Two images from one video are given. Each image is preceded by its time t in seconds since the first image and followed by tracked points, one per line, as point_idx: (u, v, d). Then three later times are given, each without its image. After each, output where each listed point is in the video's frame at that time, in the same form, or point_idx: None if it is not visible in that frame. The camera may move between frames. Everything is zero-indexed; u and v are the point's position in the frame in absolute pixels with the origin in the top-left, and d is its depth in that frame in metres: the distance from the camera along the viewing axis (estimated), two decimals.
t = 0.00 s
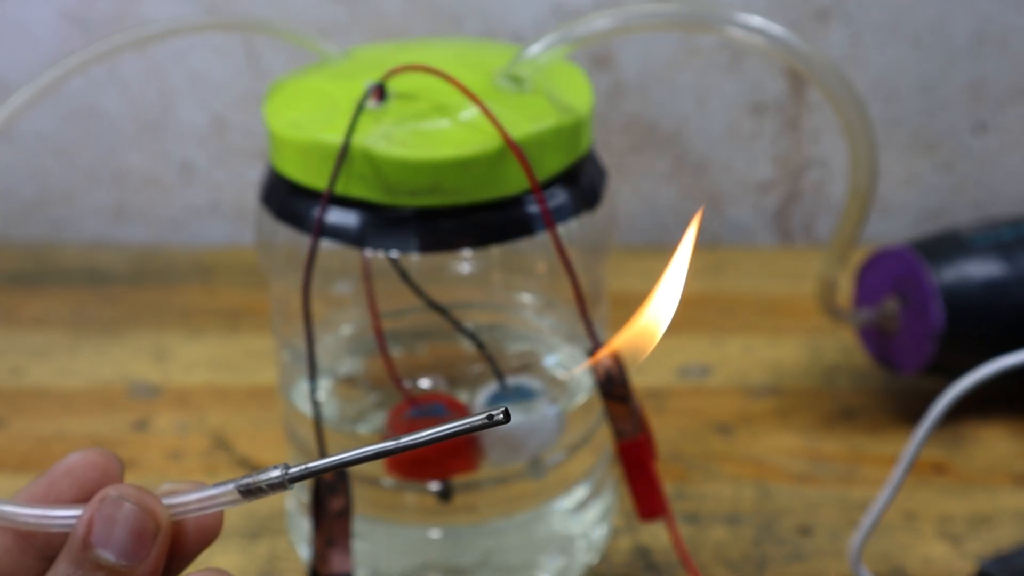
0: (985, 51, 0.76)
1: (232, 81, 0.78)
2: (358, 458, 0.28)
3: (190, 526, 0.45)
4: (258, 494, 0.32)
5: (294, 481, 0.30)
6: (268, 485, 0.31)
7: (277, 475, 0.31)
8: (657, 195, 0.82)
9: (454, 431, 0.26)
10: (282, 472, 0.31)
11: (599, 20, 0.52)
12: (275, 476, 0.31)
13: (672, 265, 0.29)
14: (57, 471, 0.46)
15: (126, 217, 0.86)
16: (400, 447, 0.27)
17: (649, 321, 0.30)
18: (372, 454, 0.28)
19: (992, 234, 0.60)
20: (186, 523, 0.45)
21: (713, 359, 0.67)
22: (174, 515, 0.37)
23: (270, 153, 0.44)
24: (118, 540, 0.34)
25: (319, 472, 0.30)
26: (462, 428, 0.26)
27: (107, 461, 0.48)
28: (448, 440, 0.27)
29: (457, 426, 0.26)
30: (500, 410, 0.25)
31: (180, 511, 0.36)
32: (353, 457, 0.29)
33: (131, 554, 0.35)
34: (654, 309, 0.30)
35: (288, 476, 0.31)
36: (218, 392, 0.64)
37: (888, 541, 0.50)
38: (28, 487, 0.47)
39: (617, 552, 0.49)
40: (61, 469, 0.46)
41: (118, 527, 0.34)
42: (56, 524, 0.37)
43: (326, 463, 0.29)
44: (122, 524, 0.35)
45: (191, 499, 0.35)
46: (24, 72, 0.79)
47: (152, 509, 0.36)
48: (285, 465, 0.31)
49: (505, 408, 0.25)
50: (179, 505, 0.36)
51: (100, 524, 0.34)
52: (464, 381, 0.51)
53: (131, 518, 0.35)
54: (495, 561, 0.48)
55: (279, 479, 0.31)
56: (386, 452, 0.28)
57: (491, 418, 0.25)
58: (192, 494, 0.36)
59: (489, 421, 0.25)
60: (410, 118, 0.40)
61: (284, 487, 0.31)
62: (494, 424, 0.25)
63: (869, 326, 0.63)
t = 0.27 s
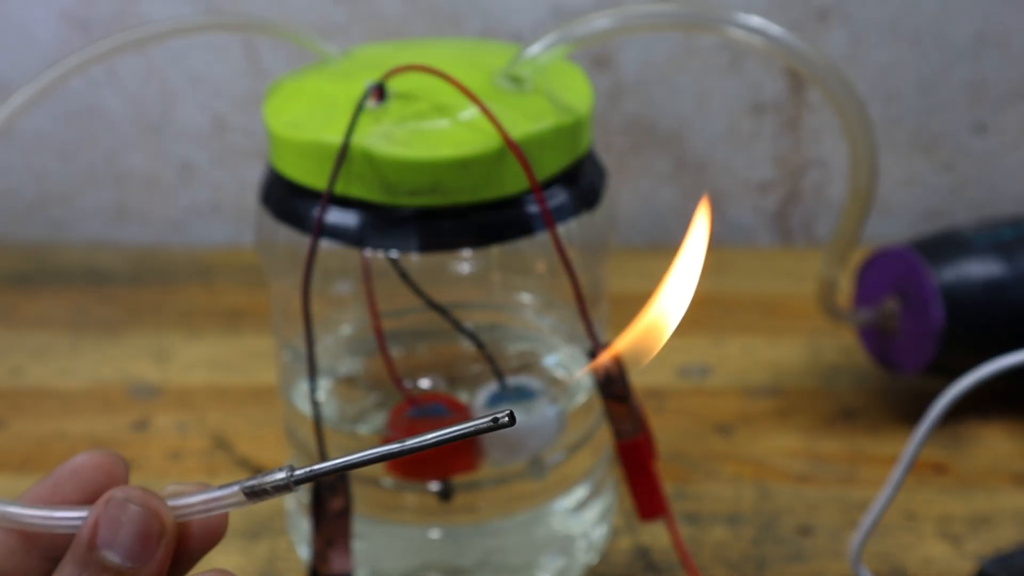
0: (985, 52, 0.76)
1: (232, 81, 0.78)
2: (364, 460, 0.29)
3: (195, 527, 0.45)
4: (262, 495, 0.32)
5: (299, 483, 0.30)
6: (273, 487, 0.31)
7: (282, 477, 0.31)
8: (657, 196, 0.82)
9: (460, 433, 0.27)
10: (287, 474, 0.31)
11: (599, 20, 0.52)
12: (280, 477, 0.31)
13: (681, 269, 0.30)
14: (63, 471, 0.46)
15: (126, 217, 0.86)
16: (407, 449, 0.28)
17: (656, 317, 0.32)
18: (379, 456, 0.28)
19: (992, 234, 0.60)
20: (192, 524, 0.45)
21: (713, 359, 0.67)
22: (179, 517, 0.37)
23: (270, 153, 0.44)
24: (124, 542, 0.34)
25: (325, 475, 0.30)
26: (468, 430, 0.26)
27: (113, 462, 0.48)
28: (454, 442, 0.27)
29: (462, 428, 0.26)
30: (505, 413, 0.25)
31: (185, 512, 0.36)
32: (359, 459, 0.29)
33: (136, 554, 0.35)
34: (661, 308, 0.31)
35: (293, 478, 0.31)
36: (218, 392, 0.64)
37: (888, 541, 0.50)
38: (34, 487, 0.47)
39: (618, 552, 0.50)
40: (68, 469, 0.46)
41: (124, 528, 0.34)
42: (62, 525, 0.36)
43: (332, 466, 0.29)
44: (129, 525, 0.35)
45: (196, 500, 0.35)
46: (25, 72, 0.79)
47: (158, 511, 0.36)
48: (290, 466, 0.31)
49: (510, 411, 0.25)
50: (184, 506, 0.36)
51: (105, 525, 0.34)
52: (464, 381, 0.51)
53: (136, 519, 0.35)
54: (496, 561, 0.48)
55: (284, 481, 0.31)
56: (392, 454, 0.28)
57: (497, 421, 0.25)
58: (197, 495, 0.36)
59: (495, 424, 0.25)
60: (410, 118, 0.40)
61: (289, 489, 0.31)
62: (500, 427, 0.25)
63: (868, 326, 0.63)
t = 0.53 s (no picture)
0: (984, 51, 0.76)
1: (231, 81, 0.78)
2: (365, 461, 0.28)
3: (196, 526, 0.44)
4: (264, 496, 0.32)
5: (300, 484, 0.30)
6: (274, 487, 0.31)
7: (284, 477, 0.31)
8: (657, 196, 0.82)
9: (461, 434, 0.26)
10: (288, 474, 0.31)
11: (599, 20, 0.52)
12: (281, 477, 0.31)
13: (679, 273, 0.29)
14: (64, 470, 0.46)
15: (126, 217, 0.86)
16: (407, 450, 0.27)
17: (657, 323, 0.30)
18: (379, 457, 0.28)
19: (992, 234, 0.60)
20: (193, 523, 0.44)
21: (713, 359, 0.67)
22: (180, 518, 0.36)
23: (270, 153, 0.44)
24: (125, 542, 0.34)
25: (326, 475, 0.30)
26: (468, 431, 0.26)
27: (115, 460, 0.48)
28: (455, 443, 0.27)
29: (463, 429, 0.26)
30: (506, 414, 0.25)
31: (186, 513, 0.36)
32: (360, 460, 0.29)
33: (138, 555, 0.35)
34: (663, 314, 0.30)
35: (294, 478, 0.31)
36: (218, 392, 0.64)
37: (888, 541, 0.50)
38: (34, 486, 0.47)
39: (617, 550, 0.51)
40: (69, 468, 0.46)
41: (125, 529, 0.34)
42: (63, 525, 0.36)
43: (334, 466, 0.29)
44: (130, 526, 0.34)
45: (198, 501, 0.35)
46: (25, 72, 0.79)
47: (159, 511, 0.36)
48: (291, 466, 0.31)
49: (512, 412, 0.25)
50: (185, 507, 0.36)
51: (106, 526, 0.34)
52: (464, 381, 0.51)
53: (138, 520, 0.35)
54: (496, 561, 0.48)
55: (286, 481, 0.31)
56: (394, 455, 0.28)
57: (497, 422, 0.25)
58: (199, 495, 0.36)
59: (496, 425, 0.25)
60: (410, 118, 0.40)
61: (291, 489, 0.31)
62: (501, 428, 0.25)
63: (869, 326, 0.63)
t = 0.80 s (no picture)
0: (984, 51, 0.76)
1: (231, 81, 0.78)
2: (365, 463, 0.28)
3: (199, 528, 0.44)
4: (266, 498, 0.31)
5: (302, 486, 0.30)
6: (276, 489, 0.31)
7: (286, 479, 0.31)
8: (657, 196, 0.82)
9: (461, 437, 0.26)
10: (290, 476, 0.31)
11: (599, 20, 0.52)
12: (283, 479, 0.31)
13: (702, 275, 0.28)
14: (67, 471, 0.46)
15: (126, 217, 0.86)
16: (407, 453, 0.27)
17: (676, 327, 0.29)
18: (379, 459, 0.28)
19: (992, 234, 0.60)
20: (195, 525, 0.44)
21: (713, 359, 0.67)
22: (182, 519, 0.36)
23: (270, 153, 0.44)
24: (127, 544, 0.34)
25: (327, 477, 0.30)
26: (469, 434, 0.26)
27: (118, 462, 0.48)
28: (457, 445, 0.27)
29: (463, 432, 0.26)
30: (507, 416, 0.25)
31: (189, 515, 0.36)
32: (361, 462, 0.28)
33: (140, 557, 0.35)
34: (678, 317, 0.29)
35: (296, 480, 0.30)
36: (218, 392, 0.64)
37: (888, 541, 0.50)
38: (38, 488, 0.47)
39: (618, 551, 0.51)
40: (71, 470, 0.46)
41: (127, 530, 0.34)
42: (65, 526, 0.36)
43: (335, 468, 0.29)
44: (132, 527, 0.34)
45: (200, 502, 0.35)
46: (25, 72, 0.79)
47: (161, 513, 0.36)
48: (293, 468, 0.31)
49: (513, 414, 0.25)
50: (188, 509, 0.36)
51: (109, 527, 0.34)
52: (464, 381, 0.51)
53: (140, 521, 0.35)
54: (495, 561, 0.48)
55: (288, 483, 0.31)
56: (393, 458, 0.28)
57: (499, 425, 0.25)
58: (201, 496, 0.36)
59: (497, 428, 0.25)
60: (410, 118, 0.40)
61: (293, 491, 0.31)
62: (502, 431, 0.25)
63: (869, 326, 0.63)
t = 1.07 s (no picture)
0: (984, 51, 0.76)
1: (231, 81, 0.78)
2: (371, 465, 0.28)
3: (204, 528, 0.44)
4: (271, 499, 0.32)
5: (308, 486, 0.31)
6: (282, 490, 0.31)
7: (292, 480, 0.31)
8: (657, 196, 0.82)
9: (467, 439, 0.26)
10: (296, 477, 0.31)
11: (599, 20, 0.52)
12: (289, 480, 0.31)
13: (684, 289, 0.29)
14: (72, 471, 0.46)
15: (126, 217, 0.86)
16: (413, 454, 0.27)
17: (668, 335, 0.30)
18: (384, 461, 0.28)
19: (992, 234, 0.60)
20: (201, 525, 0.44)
21: (713, 359, 0.67)
22: (188, 520, 0.37)
23: (270, 153, 0.44)
24: (134, 544, 0.34)
25: (333, 479, 0.30)
26: (475, 436, 0.26)
27: (123, 462, 0.48)
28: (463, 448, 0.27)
29: (470, 434, 0.26)
30: (514, 419, 0.25)
31: (195, 515, 0.36)
32: (367, 463, 0.29)
33: (146, 557, 0.35)
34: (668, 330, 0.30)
35: (302, 481, 0.31)
36: (218, 392, 0.64)
37: (888, 541, 0.50)
38: (44, 487, 0.47)
39: (618, 551, 0.51)
40: (77, 470, 0.46)
41: (134, 531, 0.34)
42: (70, 527, 0.36)
43: (341, 470, 0.29)
44: (139, 528, 0.34)
45: (206, 502, 0.36)
46: (25, 71, 0.79)
47: (167, 514, 0.36)
48: (298, 470, 0.31)
49: (520, 417, 0.25)
50: (194, 510, 0.36)
51: (115, 527, 0.34)
52: (464, 381, 0.51)
53: (147, 522, 0.35)
54: (495, 561, 0.48)
55: (294, 484, 0.31)
56: (399, 459, 0.28)
57: (506, 427, 0.25)
58: (207, 498, 0.36)
59: (504, 430, 0.25)
60: (410, 118, 0.40)
61: (299, 492, 0.31)
62: (509, 433, 0.25)
63: (868, 326, 0.63)
